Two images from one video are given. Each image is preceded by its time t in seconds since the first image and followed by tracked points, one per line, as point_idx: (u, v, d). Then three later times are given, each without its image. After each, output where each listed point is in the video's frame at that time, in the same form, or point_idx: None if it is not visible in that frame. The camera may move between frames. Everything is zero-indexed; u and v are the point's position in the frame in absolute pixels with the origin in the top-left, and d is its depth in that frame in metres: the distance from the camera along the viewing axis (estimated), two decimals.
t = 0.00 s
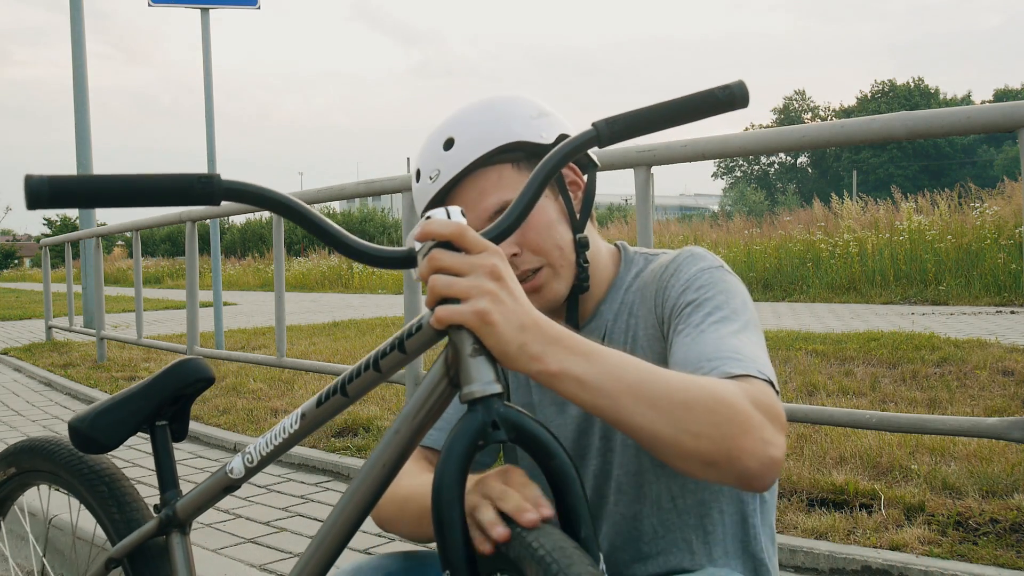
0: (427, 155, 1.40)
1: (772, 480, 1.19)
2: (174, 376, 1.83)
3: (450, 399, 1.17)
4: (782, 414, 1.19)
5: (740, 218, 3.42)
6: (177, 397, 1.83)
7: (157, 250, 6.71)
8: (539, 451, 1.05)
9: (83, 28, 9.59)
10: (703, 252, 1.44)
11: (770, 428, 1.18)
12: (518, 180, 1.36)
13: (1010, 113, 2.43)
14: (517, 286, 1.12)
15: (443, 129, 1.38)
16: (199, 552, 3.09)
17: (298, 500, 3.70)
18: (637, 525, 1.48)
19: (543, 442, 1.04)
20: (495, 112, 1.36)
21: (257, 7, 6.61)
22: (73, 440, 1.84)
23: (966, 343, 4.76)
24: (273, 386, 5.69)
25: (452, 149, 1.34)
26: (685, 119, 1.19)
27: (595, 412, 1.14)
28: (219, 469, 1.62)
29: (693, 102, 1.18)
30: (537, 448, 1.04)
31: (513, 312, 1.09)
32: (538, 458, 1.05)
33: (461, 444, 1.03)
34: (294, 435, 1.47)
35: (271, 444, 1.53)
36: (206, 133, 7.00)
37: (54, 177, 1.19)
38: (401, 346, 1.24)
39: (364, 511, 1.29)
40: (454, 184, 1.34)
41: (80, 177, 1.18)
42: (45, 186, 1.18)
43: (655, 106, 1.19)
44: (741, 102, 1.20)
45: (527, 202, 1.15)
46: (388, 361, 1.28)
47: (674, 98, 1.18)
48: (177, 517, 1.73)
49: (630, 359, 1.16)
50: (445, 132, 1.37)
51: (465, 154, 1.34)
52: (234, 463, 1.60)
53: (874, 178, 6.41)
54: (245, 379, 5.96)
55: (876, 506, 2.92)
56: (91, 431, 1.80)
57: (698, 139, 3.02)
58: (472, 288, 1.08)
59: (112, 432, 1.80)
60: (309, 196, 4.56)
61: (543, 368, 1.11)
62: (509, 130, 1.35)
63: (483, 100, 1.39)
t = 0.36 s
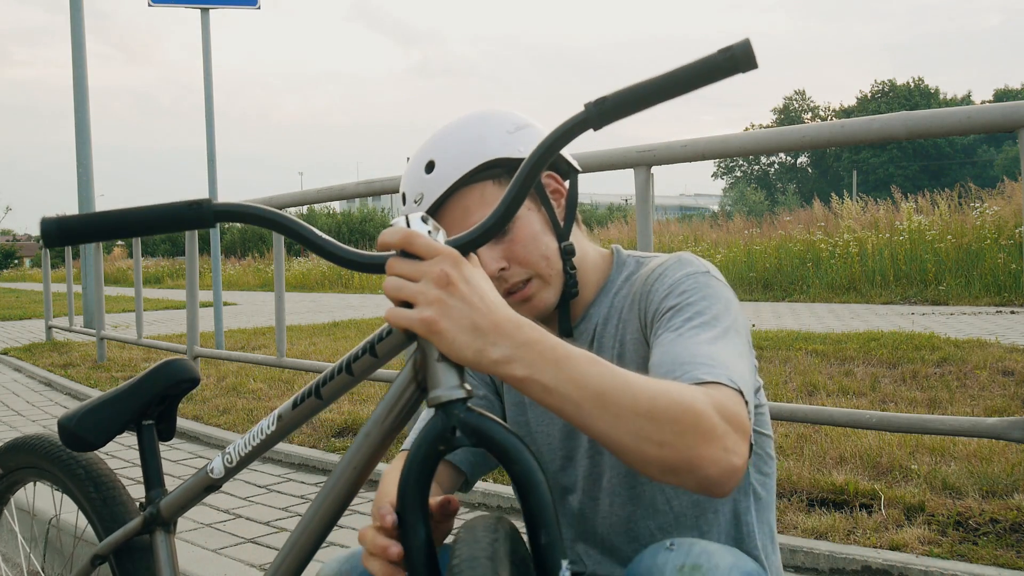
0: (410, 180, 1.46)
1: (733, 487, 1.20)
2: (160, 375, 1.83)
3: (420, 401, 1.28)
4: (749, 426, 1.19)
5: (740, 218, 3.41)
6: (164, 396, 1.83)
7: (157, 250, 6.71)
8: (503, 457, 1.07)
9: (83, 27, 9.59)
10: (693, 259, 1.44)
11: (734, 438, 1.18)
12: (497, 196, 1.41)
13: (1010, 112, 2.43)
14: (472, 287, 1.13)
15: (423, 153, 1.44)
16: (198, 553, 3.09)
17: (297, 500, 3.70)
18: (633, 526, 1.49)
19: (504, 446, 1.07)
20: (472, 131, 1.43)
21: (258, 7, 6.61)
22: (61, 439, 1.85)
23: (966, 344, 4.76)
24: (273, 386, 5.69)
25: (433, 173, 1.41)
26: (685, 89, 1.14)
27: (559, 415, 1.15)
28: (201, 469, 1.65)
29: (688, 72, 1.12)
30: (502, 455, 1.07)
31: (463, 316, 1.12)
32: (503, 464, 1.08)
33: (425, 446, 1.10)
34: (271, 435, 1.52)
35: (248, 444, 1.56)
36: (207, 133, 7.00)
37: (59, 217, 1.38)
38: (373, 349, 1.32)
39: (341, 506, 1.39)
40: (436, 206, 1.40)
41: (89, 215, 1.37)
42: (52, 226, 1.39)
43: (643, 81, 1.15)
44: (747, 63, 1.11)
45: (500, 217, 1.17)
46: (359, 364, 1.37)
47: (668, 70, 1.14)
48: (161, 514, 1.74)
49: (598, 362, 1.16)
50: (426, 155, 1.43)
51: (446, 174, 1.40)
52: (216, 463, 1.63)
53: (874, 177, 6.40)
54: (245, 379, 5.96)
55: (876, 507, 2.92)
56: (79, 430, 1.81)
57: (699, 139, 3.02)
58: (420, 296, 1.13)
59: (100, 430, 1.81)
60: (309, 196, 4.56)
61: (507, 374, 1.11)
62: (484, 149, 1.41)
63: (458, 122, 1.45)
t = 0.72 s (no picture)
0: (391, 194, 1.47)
1: (741, 490, 1.19)
2: (152, 375, 1.83)
3: (407, 403, 1.29)
4: (752, 430, 1.19)
5: (741, 218, 3.41)
6: (155, 396, 1.84)
7: (157, 250, 6.71)
8: (487, 457, 1.06)
9: (82, 27, 9.60)
10: (683, 257, 1.44)
11: (737, 442, 1.18)
12: (478, 204, 1.42)
13: (1010, 113, 2.43)
14: (477, 300, 1.13)
15: (402, 165, 1.45)
16: (197, 553, 3.09)
17: (297, 500, 3.70)
18: (635, 527, 1.48)
19: (489, 445, 1.06)
20: (450, 140, 1.43)
21: (258, 7, 6.61)
22: (54, 438, 1.85)
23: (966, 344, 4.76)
24: (273, 386, 5.69)
25: (412, 184, 1.41)
26: (671, 84, 1.14)
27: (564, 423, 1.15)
28: (192, 468, 1.65)
29: (672, 69, 1.13)
30: (486, 454, 1.06)
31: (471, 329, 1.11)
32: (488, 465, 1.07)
33: (412, 446, 1.11)
34: (262, 435, 1.53)
35: (239, 444, 1.57)
36: (207, 133, 7.00)
37: (59, 226, 1.40)
38: (361, 351, 1.33)
39: (329, 506, 1.40)
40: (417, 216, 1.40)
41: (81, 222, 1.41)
42: (52, 233, 1.40)
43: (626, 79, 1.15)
44: (733, 58, 1.11)
45: (478, 225, 1.18)
46: (348, 364, 1.37)
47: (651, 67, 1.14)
48: (153, 514, 1.75)
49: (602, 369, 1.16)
50: (404, 167, 1.44)
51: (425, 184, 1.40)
52: (206, 463, 1.63)
53: (873, 177, 6.40)
54: (245, 379, 5.96)
55: (876, 507, 2.92)
56: (70, 429, 1.81)
57: (698, 139, 3.02)
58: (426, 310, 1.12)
59: (92, 429, 1.81)
60: (309, 196, 4.56)
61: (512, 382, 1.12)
62: (463, 157, 1.42)
63: (436, 132, 1.46)
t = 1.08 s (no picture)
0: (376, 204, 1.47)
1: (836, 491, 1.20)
2: (147, 376, 1.83)
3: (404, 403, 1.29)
4: (825, 425, 1.20)
5: (741, 218, 3.41)
6: (150, 397, 1.83)
7: (156, 250, 6.70)
8: (482, 455, 1.05)
9: (82, 27, 9.60)
10: (685, 265, 1.45)
11: (819, 443, 1.19)
12: (465, 212, 1.42)
13: (1010, 113, 2.43)
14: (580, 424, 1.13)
15: (386, 175, 1.45)
16: (197, 552, 3.09)
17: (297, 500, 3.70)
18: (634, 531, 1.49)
19: (486, 443, 1.05)
20: (434, 148, 1.44)
21: (257, 7, 6.60)
22: (50, 440, 1.85)
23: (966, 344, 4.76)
24: (273, 386, 5.69)
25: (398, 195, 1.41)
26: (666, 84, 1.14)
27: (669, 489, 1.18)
28: (189, 469, 1.65)
29: (668, 66, 1.13)
30: (483, 454, 1.05)
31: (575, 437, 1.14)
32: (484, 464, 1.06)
33: (409, 447, 1.11)
34: (258, 436, 1.53)
35: (234, 446, 1.57)
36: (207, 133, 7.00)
37: (50, 228, 1.40)
38: (356, 351, 1.33)
39: (327, 505, 1.39)
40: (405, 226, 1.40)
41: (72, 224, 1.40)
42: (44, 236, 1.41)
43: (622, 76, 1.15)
44: (729, 56, 1.11)
45: (471, 227, 1.19)
46: (343, 365, 1.37)
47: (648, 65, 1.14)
48: (149, 515, 1.75)
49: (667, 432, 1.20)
50: (390, 177, 1.44)
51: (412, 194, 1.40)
52: (202, 464, 1.63)
53: (873, 178, 6.40)
54: (245, 379, 5.96)
55: (876, 507, 2.92)
56: (66, 431, 1.81)
57: (698, 139, 3.02)
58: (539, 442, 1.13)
59: (88, 431, 1.81)
60: (309, 196, 4.56)
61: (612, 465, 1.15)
62: (448, 165, 1.42)
63: (420, 140, 1.46)
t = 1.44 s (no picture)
0: (374, 217, 1.47)
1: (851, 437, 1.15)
2: (155, 376, 1.83)
3: (411, 402, 1.29)
4: (825, 374, 1.17)
5: (740, 218, 3.41)
6: (158, 397, 1.83)
7: (157, 250, 6.71)
8: (489, 455, 1.05)
9: (82, 28, 9.61)
10: (678, 258, 1.46)
11: (822, 389, 1.15)
12: (464, 220, 1.42)
13: (1011, 112, 2.43)
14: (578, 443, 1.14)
15: (382, 188, 1.45)
16: (198, 553, 3.09)
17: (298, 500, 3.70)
18: (636, 533, 1.49)
19: (494, 441, 1.05)
20: (428, 157, 1.43)
21: (257, 7, 6.60)
22: (58, 438, 1.85)
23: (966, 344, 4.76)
24: (273, 386, 5.69)
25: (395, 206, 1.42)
26: (676, 87, 1.14)
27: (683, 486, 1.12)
28: (195, 468, 1.65)
29: (679, 70, 1.12)
30: (491, 453, 1.05)
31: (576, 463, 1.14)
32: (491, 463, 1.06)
33: (416, 446, 1.11)
34: (265, 435, 1.52)
35: (241, 444, 1.57)
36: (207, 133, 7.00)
37: (59, 224, 1.40)
38: (364, 350, 1.33)
39: (334, 504, 1.39)
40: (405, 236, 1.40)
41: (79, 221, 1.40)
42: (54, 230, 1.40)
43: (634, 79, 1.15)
44: (739, 61, 1.10)
45: (478, 230, 1.19)
46: (350, 364, 1.37)
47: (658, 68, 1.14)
48: (156, 514, 1.75)
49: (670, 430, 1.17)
50: (386, 190, 1.45)
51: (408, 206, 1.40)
52: (209, 463, 1.63)
53: (873, 178, 6.41)
54: (245, 379, 5.96)
55: (876, 507, 2.92)
56: (73, 429, 1.82)
57: (698, 138, 3.02)
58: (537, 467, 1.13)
59: (94, 430, 1.81)
60: (309, 196, 4.56)
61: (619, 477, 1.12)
62: (443, 173, 1.41)
63: (413, 150, 1.46)
